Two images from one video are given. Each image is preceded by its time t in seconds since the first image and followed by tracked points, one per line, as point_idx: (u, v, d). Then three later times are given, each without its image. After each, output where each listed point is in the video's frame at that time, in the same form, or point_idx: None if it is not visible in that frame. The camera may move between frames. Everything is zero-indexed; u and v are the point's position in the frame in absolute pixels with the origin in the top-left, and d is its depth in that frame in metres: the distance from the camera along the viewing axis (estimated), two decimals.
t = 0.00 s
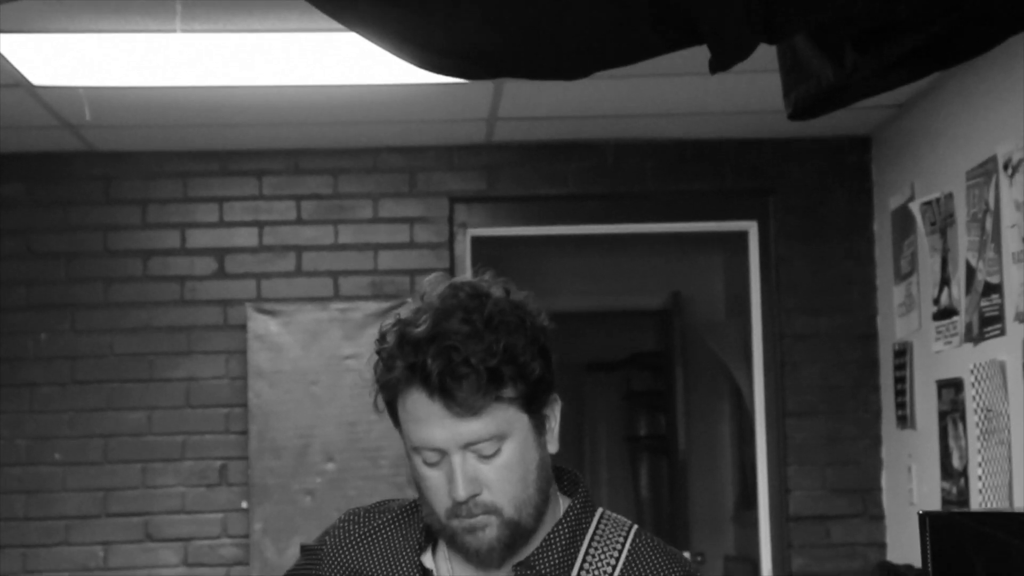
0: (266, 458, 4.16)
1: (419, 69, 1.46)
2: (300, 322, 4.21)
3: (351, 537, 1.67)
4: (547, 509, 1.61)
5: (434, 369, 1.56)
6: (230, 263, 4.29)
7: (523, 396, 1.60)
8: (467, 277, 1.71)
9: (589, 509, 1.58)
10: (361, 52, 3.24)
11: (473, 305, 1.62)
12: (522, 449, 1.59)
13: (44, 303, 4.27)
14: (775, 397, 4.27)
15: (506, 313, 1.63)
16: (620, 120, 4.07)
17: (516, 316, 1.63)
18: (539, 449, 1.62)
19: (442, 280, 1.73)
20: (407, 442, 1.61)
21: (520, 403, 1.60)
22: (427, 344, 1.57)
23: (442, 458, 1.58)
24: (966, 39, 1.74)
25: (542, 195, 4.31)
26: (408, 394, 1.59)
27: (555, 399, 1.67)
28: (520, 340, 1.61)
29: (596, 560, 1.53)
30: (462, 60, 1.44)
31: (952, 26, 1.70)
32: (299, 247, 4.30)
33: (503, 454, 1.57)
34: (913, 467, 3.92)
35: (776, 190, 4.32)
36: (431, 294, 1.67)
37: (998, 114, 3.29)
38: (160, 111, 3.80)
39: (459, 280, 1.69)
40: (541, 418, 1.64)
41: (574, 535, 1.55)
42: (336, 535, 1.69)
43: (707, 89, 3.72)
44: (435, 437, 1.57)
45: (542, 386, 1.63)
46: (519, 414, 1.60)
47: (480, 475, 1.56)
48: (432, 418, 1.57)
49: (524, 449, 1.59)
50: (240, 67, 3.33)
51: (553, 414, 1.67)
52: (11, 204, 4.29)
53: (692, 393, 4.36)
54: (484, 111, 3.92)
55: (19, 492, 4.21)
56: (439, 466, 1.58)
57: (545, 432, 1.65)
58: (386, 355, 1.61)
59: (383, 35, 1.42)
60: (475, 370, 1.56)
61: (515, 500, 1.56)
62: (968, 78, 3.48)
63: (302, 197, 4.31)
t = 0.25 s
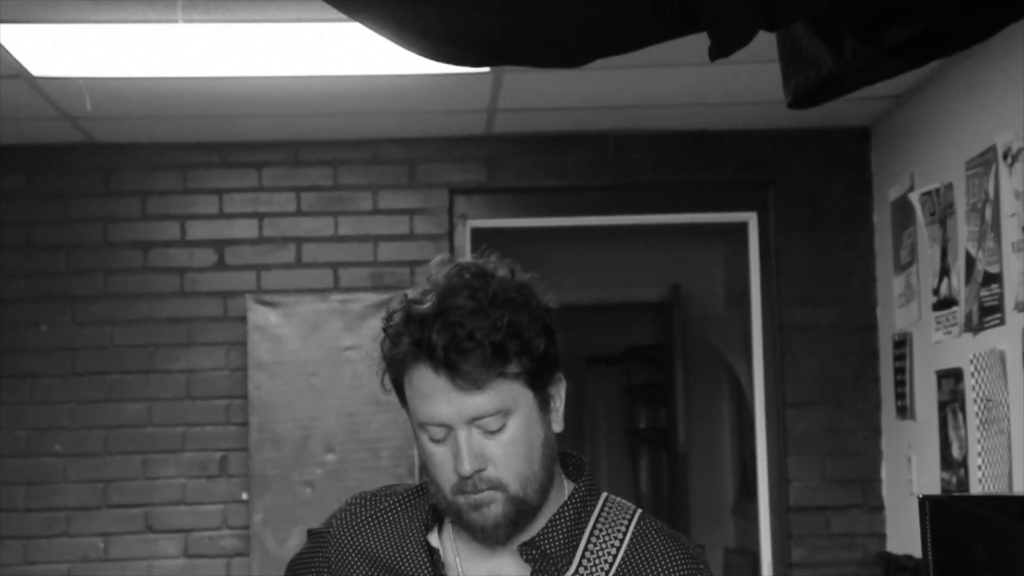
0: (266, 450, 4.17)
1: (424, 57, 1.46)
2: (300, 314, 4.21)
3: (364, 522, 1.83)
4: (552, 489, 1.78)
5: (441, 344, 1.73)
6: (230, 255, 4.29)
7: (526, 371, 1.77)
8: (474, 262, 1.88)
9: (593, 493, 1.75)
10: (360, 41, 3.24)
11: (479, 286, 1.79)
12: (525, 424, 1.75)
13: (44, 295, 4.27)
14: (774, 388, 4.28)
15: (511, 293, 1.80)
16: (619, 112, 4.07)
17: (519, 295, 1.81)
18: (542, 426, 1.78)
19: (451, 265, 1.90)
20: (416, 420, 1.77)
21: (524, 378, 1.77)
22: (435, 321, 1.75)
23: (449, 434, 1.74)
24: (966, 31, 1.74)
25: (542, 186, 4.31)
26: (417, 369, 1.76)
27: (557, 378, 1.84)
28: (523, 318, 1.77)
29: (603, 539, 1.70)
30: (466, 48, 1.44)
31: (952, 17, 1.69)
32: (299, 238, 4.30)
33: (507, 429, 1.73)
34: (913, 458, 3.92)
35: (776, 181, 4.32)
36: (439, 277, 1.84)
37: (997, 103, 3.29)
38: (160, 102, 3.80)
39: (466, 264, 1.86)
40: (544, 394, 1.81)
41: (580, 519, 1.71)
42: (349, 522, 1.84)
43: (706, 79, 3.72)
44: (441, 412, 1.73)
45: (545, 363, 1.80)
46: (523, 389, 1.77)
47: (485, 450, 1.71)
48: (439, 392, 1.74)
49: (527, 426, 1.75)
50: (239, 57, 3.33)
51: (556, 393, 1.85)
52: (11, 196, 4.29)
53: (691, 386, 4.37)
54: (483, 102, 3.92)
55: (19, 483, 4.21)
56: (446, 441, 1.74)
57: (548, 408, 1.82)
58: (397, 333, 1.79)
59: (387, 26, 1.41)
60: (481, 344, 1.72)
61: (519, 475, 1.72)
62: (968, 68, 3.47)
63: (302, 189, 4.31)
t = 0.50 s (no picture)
0: (265, 441, 4.17)
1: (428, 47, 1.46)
2: (299, 306, 4.22)
3: (365, 504, 1.90)
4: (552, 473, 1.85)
5: (440, 326, 1.77)
6: (229, 246, 4.29)
7: (525, 353, 1.81)
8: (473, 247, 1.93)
9: (593, 478, 1.83)
10: (360, 32, 3.24)
11: (479, 271, 1.84)
12: (524, 406, 1.79)
13: (43, 286, 4.27)
14: (774, 381, 4.28)
15: (509, 277, 1.85)
16: (619, 104, 4.07)
17: (518, 279, 1.85)
18: (541, 408, 1.83)
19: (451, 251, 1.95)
20: (417, 401, 1.81)
21: (523, 359, 1.81)
22: (435, 303, 1.80)
23: (449, 415, 1.78)
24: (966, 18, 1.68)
25: (542, 179, 4.32)
26: (418, 351, 1.81)
27: (557, 362, 1.89)
28: (521, 301, 1.82)
29: (602, 522, 1.78)
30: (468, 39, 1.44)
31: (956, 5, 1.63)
32: (298, 231, 4.30)
33: (506, 410, 1.78)
34: (911, 452, 3.93)
35: (776, 174, 4.32)
36: (440, 263, 1.89)
37: (997, 96, 3.29)
38: (159, 92, 3.80)
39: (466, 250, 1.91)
40: (543, 377, 1.86)
41: (580, 503, 1.79)
42: (352, 504, 1.91)
43: (706, 72, 3.73)
44: (441, 394, 1.77)
45: (543, 345, 1.85)
46: (522, 371, 1.81)
47: (485, 432, 1.76)
48: (440, 373, 1.78)
49: (526, 407, 1.79)
50: (239, 47, 3.33)
51: (555, 376, 1.90)
52: (11, 187, 4.29)
53: (691, 380, 4.36)
54: (483, 94, 3.92)
55: (18, 474, 4.22)
56: (446, 422, 1.78)
57: (547, 392, 1.86)
58: (398, 316, 1.84)
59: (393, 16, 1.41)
60: (480, 326, 1.77)
61: (518, 456, 1.77)
62: (968, 61, 3.47)
63: (301, 181, 4.31)
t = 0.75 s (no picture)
0: (264, 432, 4.17)
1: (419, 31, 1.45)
2: (298, 296, 4.22)
3: (368, 488, 1.91)
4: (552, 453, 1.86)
5: (439, 305, 1.79)
6: (229, 237, 4.30)
7: (524, 331, 1.83)
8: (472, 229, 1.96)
9: (593, 459, 1.84)
10: (360, 21, 3.24)
11: (476, 251, 1.87)
12: (524, 384, 1.80)
13: (42, 276, 4.27)
14: (773, 373, 4.29)
15: (507, 257, 1.88)
16: (618, 95, 4.07)
17: (516, 260, 1.88)
18: (541, 386, 1.84)
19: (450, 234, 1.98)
20: (416, 380, 1.82)
21: (522, 338, 1.83)
22: (433, 282, 1.82)
23: (449, 394, 1.79)
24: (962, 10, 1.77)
25: (541, 170, 4.32)
26: (416, 331, 1.83)
27: (556, 342, 1.91)
28: (519, 280, 1.85)
29: (602, 501, 1.79)
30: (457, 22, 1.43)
31: None
32: (297, 221, 4.30)
33: (505, 388, 1.78)
34: (910, 442, 3.93)
35: (775, 165, 4.32)
36: (439, 245, 1.92)
37: (996, 85, 3.30)
38: (159, 82, 3.80)
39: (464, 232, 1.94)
40: (543, 356, 1.87)
41: (580, 482, 1.80)
42: (353, 488, 1.91)
43: (705, 62, 3.73)
44: (441, 372, 1.78)
45: (542, 325, 1.87)
46: (521, 349, 1.82)
47: (484, 410, 1.76)
48: (439, 351, 1.80)
49: (525, 385, 1.80)
50: (238, 37, 3.33)
51: (555, 355, 1.91)
52: (11, 177, 4.29)
53: (689, 372, 4.35)
54: (482, 85, 3.92)
55: (18, 465, 4.22)
56: (445, 401, 1.79)
57: (548, 370, 1.88)
58: (397, 297, 1.86)
59: None
60: (478, 304, 1.79)
61: (517, 434, 1.77)
62: (967, 51, 3.47)
63: (300, 172, 4.31)
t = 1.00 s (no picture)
0: (265, 422, 4.18)
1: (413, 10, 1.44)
2: (298, 287, 4.22)
3: (371, 471, 1.91)
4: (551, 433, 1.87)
5: (437, 286, 1.80)
6: (228, 228, 4.30)
7: (522, 312, 1.84)
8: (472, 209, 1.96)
9: (592, 440, 1.85)
10: (360, 10, 3.24)
11: (474, 232, 1.88)
12: (522, 365, 1.82)
13: (42, 268, 4.27)
14: (773, 362, 4.29)
15: (505, 238, 1.88)
16: (617, 84, 4.07)
17: (514, 240, 1.89)
18: (539, 367, 1.85)
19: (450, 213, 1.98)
20: (416, 362, 1.84)
21: (520, 319, 1.84)
22: (432, 263, 1.83)
23: (447, 375, 1.81)
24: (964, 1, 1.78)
25: (540, 160, 4.32)
26: (415, 311, 1.84)
27: (553, 323, 1.93)
28: (517, 261, 1.85)
29: (601, 481, 1.79)
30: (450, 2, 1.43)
31: None
32: (297, 212, 4.30)
33: (504, 369, 1.80)
34: (909, 431, 3.94)
35: (774, 155, 4.32)
36: (438, 225, 1.92)
37: (995, 72, 3.30)
38: (158, 73, 3.80)
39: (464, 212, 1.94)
40: (541, 336, 1.89)
41: (580, 461, 1.81)
42: (356, 470, 1.92)
43: (704, 51, 3.73)
44: (440, 353, 1.80)
45: (541, 305, 1.88)
46: (519, 331, 1.84)
47: (483, 391, 1.78)
48: (437, 332, 1.81)
49: (524, 366, 1.82)
50: (238, 26, 3.33)
51: (552, 337, 1.93)
52: (10, 169, 4.29)
53: (689, 363, 4.33)
54: (481, 75, 3.92)
55: (19, 456, 4.22)
56: (445, 382, 1.81)
57: (545, 351, 1.90)
58: (395, 278, 1.87)
59: None
60: (476, 286, 1.80)
61: (516, 415, 1.79)
62: (966, 38, 3.47)
63: (300, 162, 4.31)
